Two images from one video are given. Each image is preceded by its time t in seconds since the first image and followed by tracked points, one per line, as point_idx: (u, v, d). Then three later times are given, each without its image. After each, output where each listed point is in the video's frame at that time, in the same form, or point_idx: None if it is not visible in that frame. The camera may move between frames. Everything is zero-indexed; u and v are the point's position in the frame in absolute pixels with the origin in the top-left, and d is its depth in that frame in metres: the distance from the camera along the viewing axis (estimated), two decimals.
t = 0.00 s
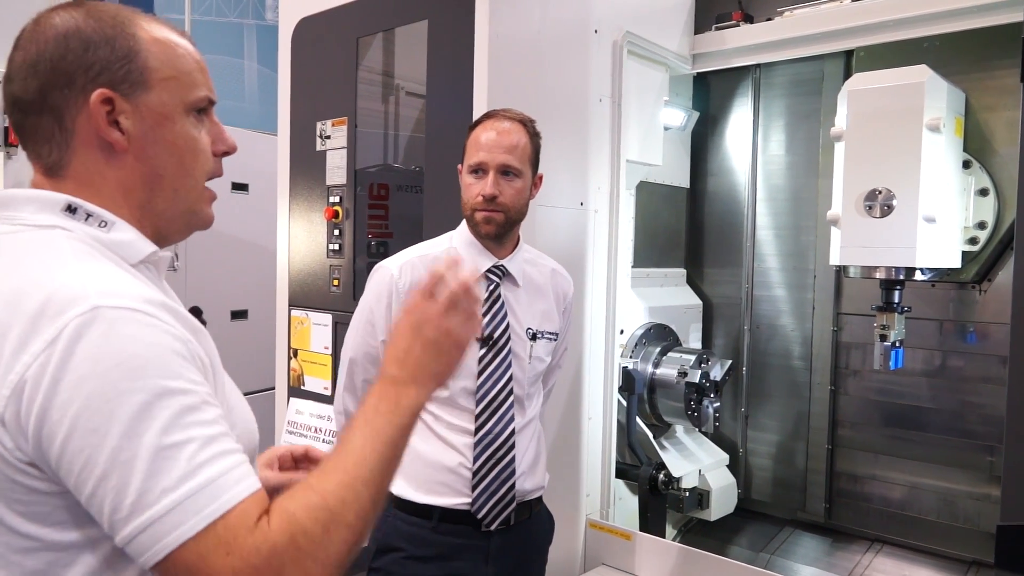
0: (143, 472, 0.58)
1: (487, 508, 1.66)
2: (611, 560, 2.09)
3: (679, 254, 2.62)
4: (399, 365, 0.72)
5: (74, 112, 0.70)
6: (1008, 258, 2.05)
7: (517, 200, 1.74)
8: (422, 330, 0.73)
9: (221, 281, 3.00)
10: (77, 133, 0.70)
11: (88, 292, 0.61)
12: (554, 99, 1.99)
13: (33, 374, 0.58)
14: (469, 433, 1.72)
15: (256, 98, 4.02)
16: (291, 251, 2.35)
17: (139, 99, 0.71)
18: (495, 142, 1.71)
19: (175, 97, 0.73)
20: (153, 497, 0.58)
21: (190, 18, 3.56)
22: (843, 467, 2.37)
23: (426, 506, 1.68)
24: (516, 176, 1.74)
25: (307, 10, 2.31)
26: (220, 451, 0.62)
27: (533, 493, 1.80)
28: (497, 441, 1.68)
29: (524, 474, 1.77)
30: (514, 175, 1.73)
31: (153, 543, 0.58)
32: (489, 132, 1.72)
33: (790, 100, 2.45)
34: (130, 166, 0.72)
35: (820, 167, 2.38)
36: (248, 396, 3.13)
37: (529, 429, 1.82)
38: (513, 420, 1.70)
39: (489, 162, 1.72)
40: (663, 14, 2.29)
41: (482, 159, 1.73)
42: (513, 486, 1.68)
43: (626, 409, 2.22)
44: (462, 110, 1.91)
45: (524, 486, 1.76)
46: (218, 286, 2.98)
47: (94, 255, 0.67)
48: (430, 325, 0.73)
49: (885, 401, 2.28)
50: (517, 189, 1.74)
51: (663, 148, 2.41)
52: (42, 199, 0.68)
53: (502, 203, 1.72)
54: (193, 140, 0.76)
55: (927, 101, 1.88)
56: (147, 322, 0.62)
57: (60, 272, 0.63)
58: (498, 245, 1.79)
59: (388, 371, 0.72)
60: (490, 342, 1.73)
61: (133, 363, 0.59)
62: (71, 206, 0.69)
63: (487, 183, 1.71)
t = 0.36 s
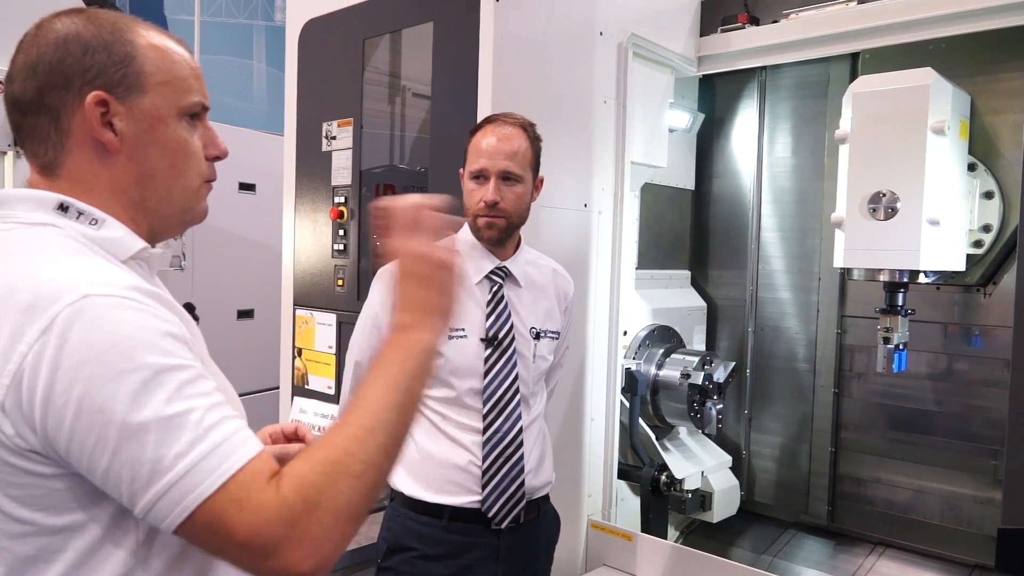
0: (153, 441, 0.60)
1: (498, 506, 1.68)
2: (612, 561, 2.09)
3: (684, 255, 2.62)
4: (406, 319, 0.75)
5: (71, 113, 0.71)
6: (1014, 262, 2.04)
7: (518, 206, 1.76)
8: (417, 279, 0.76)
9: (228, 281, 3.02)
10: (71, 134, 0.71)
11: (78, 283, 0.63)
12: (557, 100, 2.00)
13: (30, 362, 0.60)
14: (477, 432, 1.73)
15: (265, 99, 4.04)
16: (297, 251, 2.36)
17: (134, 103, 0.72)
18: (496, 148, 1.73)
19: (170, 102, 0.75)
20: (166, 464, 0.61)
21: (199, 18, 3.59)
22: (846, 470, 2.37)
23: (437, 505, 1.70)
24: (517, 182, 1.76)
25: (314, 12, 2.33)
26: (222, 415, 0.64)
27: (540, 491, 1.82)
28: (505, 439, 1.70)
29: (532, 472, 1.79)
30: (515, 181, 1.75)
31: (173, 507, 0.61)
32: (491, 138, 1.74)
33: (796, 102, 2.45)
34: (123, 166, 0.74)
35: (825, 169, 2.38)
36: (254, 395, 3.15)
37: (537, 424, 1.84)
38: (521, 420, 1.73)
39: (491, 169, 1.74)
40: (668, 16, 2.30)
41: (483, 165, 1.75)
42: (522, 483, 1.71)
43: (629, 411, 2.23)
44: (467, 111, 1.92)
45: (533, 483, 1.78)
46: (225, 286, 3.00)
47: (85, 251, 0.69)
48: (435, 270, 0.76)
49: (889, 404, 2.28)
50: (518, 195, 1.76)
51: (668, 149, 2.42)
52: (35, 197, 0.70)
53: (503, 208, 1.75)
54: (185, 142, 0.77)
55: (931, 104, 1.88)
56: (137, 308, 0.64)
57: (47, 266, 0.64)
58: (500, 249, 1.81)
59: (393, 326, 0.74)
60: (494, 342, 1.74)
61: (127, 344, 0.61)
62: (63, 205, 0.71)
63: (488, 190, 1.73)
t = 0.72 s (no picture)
0: (143, 430, 0.61)
1: (498, 503, 1.75)
2: (601, 559, 2.12)
3: (677, 255, 2.63)
4: (482, 368, 0.77)
5: (57, 108, 0.72)
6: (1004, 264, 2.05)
7: (506, 209, 1.78)
8: (515, 346, 0.79)
9: (223, 277, 3.02)
10: (57, 129, 0.72)
11: (70, 273, 0.64)
12: (552, 98, 2.00)
13: (21, 348, 0.61)
14: (475, 430, 1.81)
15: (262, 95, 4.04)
16: (291, 247, 2.37)
17: (120, 98, 0.73)
18: (483, 152, 1.74)
19: (154, 98, 0.76)
20: (154, 452, 0.62)
21: (197, 13, 3.59)
22: (836, 469, 2.38)
23: (440, 504, 1.73)
24: (505, 185, 1.78)
25: (311, 8, 2.33)
26: (212, 407, 0.66)
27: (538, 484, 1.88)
28: (503, 437, 1.79)
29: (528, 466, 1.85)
30: (503, 184, 1.77)
31: (157, 496, 0.62)
32: (479, 141, 1.76)
33: (792, 103, 2.45)
34: (109, 160, 0.75)
35: (819, 170, 2.39)
36: (248, 392, 3.16)
37: (532, 420, 1.92)
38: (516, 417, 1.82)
39: (479, 173, 1.76)
40: (664, 15, 2.30)
41: (471, 169, 1.77)
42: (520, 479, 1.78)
43: (620, 409, 2.24)
44: (461, 109, 1.93)
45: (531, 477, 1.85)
46: (219, 282, 3.01)
47: (73, 241, 0.70)
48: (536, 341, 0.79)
49: (879, 404, 2.29)
50: (506, 198, 1.78)
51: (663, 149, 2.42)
52: (23, 189, 0.71)
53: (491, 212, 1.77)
54: (170, 138, 0.78)
55: (924, 106, 1.89)
56: (128, 298, 0.66)
57: (38, 256, 0.65)
58: (490, 249, 1.84)
59: (469, 371, 0.77)
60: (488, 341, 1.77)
61: (120, 333, 0.63)
62: (52, 197, 0.72)
63: (476, 193, 1.75)
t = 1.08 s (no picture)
0: (91, 438, 0.62)
1: (461, 501, 1.74)
2: (559, 555, 2.15)
3: (637, 254, 2.66)
4: (382, 331, 0.77)
5: (30, 111, 0.71)
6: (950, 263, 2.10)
7: (461, 209, 1.79)
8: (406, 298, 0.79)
9: (180, 277, 2.98)
10: (25, 129, 0.71)
11: (18, 281, 0.64)
12: (510, 98, 2.01)
13: None
14: (434, 427, 1.79)
15: (222, 91, 3.98)
16: (248, 246, 2.34)
17: (92, 105, 0.74)
18: (438, 152, 1.74)
19: (121, 106, 0.77)
20: (103, 460, 0.63)
21: (154, 8, 3.52)
22: (792, 464, 2.43)
23: (402, 505, 1.72)
24: (460, 184, 1.78)
25: (267, 4, 2.30)
26: (161, 413, 0.67)
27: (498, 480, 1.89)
28: (464, 434, 1.77)
29: (489, 462, 1.85)
30: (459, 183, 1.77)
31: (107, 503, 0.63)
32: (434, 140, 1.75)
33: (750, 104, 2.49)
34: (73, 165, 0.74)
35: (774, 170, 2.43)
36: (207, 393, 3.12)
37: (490, 417, 1.91)
38: (476, 414, 1.81)
39: (433, 172, 1.75)
40: (622, 16, 2.32)
41: (426, 169, 1.76)
42: (482, 476, 1.78)
43: (579, 407, 2.25)
44: (419, 108, 1.93)
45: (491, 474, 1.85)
46: (177, 282, 2.96)
47: (17, 246, 0.69)
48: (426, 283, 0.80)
49: (833, 400, 2.34)
50: (461, 197, 1.78)
51: (621, 149, 2.44)
52: None
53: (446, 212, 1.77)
54: (130, 144, 0.80)
55: (872, 108, 1.93)
56: (76, 305, 0.66)
57: None
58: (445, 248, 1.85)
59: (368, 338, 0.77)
60: (447, 340, 1.78)
61: (68, 342, 0.63)
62: None
63: (431, 193, 1.75)
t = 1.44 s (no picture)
0: (44, 454, 0.62)
1: (416, 500, 1.74)
2: (519, 553, 2.16)
3: (598, 253, 2.68)
4: (346, 385, 0.84)
5: None
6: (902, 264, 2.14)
7: (421, 208, 1.78)
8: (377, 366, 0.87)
9: (137, 275, 2.92)
10: None
11: None
12: (470, 97, 2.01)
13: None
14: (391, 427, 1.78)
15: (183, 87, 3.92)
16: (205, 244, 2.31)
17: (51, 113, 0.73)
18: (398, 150, 1.73)
19: (81, 114, 0.76)
20: (55, 475, 0.63)
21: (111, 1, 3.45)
22: (749, 461, 2.47)
23: (358, 504, 1.71)
24: (420, 183, 1.77)
25: None
26: (117, 429, 0.67)
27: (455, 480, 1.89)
28: (420, 434, 1.77)
29: (445, 462, 1.85)
30: (419, 182, 1.76)
31: (55, 520, 0.63)
32: (394, 138, 1.74)
33: (710, 106, 2.52)
34: (29, 172, 0.73)
35: (733, 172, 2.46)
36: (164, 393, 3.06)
37: (448, 417, 1.91)
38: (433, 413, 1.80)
39: (393, 170, 1.75)
40: (583, 17, 2.33)
41: (386, 166, 1.76)
42: (438, 477, 1.78)
43: (539, 406, 2.27)
44: (377, 106, 1.92)
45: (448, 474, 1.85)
46: (133, 280, 2.91)
47: None
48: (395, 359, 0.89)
49: (790, 398, 2.38)
50: (421, 195, 1.77)
51: (582, 149, 2.46)
52: None
53: (406, 210, 1.76)
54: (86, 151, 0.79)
55: (825, 111, 1.96)
56: (32, 316, 0.66)
57: None
58: (405, 247, 1.84)
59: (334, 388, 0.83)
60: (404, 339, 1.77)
61: (24, 354, 0.63)
62: None
63: (391, 191, 1.74)
